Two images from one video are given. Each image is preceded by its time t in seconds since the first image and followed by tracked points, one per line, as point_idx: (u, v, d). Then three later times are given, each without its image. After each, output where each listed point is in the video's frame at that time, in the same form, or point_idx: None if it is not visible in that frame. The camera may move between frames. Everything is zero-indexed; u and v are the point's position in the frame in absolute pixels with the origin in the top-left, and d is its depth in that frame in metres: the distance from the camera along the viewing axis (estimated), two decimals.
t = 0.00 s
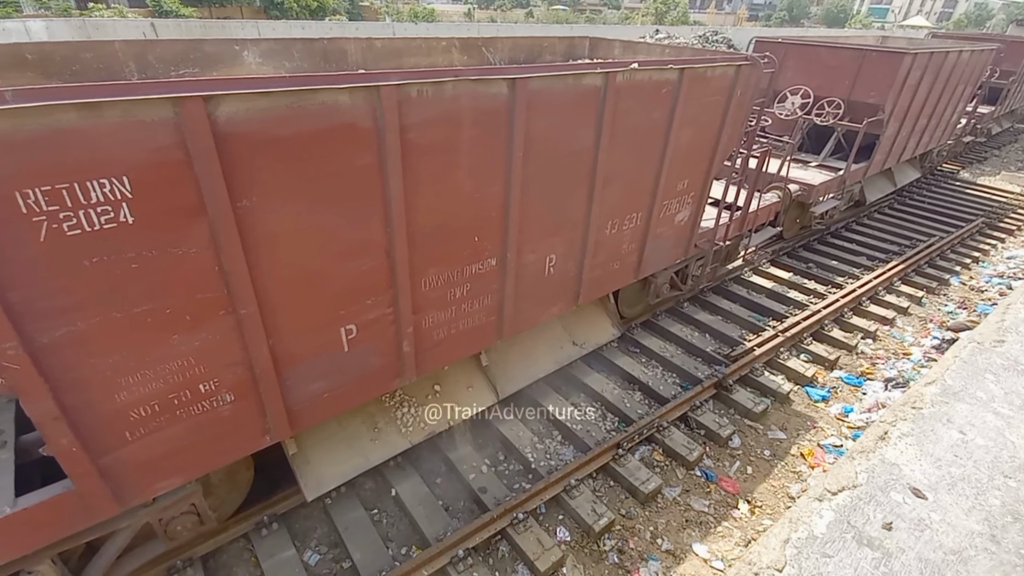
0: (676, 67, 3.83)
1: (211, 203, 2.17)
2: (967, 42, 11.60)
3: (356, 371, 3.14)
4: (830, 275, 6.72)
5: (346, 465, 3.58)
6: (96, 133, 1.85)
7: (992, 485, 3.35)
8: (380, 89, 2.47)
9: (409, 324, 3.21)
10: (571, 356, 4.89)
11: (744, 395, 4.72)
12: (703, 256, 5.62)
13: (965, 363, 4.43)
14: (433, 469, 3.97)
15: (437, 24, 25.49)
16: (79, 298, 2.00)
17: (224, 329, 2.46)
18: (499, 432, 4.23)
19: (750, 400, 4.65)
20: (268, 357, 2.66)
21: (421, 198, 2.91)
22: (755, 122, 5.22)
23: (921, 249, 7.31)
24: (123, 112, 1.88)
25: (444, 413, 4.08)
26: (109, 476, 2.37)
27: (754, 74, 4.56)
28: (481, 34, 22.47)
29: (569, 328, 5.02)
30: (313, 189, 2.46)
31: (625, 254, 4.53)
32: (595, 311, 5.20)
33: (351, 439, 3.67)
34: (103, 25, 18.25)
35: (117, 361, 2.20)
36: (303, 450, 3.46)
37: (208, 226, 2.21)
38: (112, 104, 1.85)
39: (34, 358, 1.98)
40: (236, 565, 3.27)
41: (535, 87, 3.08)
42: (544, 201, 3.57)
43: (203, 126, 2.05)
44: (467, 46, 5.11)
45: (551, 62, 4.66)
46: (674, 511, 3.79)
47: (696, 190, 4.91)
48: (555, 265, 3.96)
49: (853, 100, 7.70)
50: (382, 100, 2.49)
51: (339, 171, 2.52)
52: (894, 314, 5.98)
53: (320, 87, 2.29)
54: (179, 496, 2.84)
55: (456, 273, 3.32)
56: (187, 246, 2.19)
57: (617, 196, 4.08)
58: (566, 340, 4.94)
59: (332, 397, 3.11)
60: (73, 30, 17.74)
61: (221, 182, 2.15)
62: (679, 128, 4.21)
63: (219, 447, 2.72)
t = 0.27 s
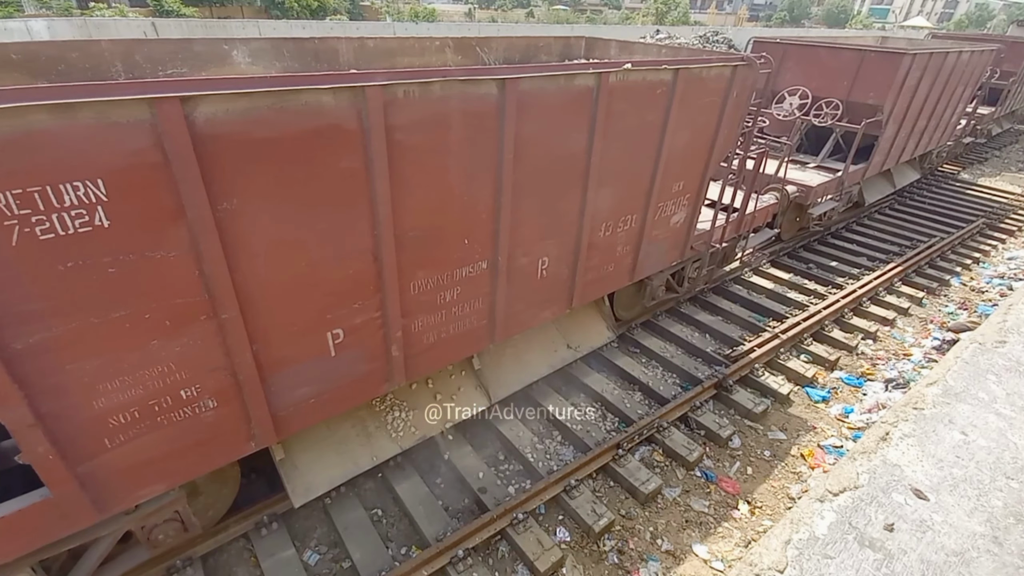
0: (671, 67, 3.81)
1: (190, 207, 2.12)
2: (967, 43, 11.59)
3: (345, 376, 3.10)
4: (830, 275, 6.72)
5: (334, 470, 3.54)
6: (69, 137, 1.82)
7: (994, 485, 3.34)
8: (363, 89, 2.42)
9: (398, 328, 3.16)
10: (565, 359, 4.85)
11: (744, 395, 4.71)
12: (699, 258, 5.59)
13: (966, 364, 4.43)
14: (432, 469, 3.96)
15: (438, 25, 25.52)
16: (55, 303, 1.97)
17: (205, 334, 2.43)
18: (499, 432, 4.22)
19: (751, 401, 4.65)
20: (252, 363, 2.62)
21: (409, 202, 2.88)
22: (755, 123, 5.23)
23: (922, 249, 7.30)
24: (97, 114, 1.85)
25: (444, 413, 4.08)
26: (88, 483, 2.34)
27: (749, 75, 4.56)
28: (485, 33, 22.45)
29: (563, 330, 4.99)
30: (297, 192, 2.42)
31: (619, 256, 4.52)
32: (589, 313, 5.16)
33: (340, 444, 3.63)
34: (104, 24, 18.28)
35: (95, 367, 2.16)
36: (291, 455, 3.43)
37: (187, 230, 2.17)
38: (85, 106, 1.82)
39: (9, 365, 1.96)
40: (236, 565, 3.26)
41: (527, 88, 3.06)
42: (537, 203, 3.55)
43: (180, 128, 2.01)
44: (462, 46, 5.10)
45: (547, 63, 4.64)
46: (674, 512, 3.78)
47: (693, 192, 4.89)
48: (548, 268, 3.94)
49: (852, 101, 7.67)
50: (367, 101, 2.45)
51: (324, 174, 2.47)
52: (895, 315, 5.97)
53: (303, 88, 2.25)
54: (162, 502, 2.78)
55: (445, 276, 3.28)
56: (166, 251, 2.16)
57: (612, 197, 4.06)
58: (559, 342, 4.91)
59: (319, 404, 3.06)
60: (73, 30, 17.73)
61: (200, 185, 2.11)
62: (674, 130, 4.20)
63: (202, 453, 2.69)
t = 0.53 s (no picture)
0: (666, 67, 3.81)
1: (169, 209, 2.10)
2: (968, 44, 11.58)
3: (331, 380, 3.08)
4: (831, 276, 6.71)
5: (323, 475, 3.50)
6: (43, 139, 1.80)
7: (996, 485, 3.34)
8: (347, 89, 2.40)
9: (386, 331, 3.15)
10: (559, 362, 4.80)
11: (745, 396, 4.70)
12: (696, 260, 5.57)
13: (968, 364, 4.42)
14: (433, 468, 3.95)
15: (441, 24, 25.55)
16: (30, 308, 1.94)
17: (186, 339, 2.40)
18: (499, 432, 4.22)
19: (751, 401, 4.64)
20: (235, 368, 2.60)
21: (396, 205, 2.86)
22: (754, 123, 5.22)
23: (923, 250, 7.30)
24: (70, 115, 1.83)
25: (444, 413, 4.07)
26: (66, 491, 2.31)
27: (746, 75, 4.56)
28: (486, 32, 22.49)
29: (557, 334, 4.94)
30: (279, 194, 2.40)
31: (614, 258, 4.51)
32: (584, 316, 5.11)
33: (328, 449, 3.59)
34: (105, 24, 18.33)
35: (72, 373, 2.13)
36: (278, 460, 3.39)
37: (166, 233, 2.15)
38: (57, 107, 1.80)
39: None
40: (236, 564, 3.26)
41: (518, 89, 3.05)
42: (529, 206, 3.54)
43: (157, 128, 1.98)
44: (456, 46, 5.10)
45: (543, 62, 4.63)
46: (674, 512, 3.78)
47: (689, 193, 4.88)
48: (541, 270, 3.92)
49: (852, 101, 7.67)
50: (351, 101, 2.43)
51: (308, 176, 2.45)
52: (895, 315, 5.97)
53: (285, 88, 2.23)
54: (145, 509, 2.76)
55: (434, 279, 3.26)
56: (144, 254, 2.13)
57: (607, 198, 4.06)
58: (553, 346, 4.86)
59: (305, 408, 3.04)
60: (74, 29, 17.75)
61: (178, 187, 2.08)
62: (670, 130, 4.19)
63: (185, 459, 2.65)
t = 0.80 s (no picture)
0: (660, 68, 3.81)
1: (147, 212, 2.09)
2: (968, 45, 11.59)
3: (318, 384, 3.07)
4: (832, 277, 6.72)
5: (310, 480, 3.42)
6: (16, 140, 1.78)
7: (996, 485, 3.34)
8: (332, 90, 2.40)
9: (374, 336, 3.15)
10: (554, 365, 4.72)
11: (745, 396, 4.71)
12: (692, 262, 5.57)
13: (968, 364, 4.42)
14: (433, 468, 3.95)
15: (443, 24, 25.62)
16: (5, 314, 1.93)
17: (167, 344, 2.38)
18: (499, 432, 4.22)
19: (752, 402, 4.64)
20: (218, 373, 2.59)
21: (384, 209, 2.86)
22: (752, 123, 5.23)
23: (924, 251, 7.30)
24: (43, 116, 1.81)
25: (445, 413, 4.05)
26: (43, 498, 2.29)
27: (742, 76, 4.56)
28: (488, 32, 22.54)
29: (552, 336, 4.86)
30: (261, 198, 2.39)
31: (608, 261, 4.51)
32: (580, 319, 5.04)
33: (316, 453, 3.50)
34: (105, 23, 18.35)
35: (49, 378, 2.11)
36: (264, 465, 3.31)
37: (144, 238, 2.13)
38: (30, 107, 1.78)
39: None
40: (236, 564, 3.26)
41: (508, 90, 3.06)
42: (520, 208, 3.54)
43: (133, 130, 1.97)
44: (450, 46, 5.10)
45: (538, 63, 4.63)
46: (674, 512, 3.78)
47: (684, 195, 4.88)
48: (533, 273, 3.92)
49: (851, 103, 7.67)
50: (335, 102, 2.43)
51: (291, 179, 2.45)
52: (896, 316, 5.97)
53: (267, 88, 2.22)
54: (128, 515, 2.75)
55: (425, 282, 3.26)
56: (122, 258, 2.11)
57: (600, 199, 4.06)
58: (548, 349, 4.79)
59: (290, 413, 3.03)
60: (74, 28, 17.75)
61: (156, 189, 2.07)
62: (664, 131, 4.19)
63: (166, 465, 2.63)
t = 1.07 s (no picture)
0: (653, 70, 3.81)
1: (121, 216, 2.09)
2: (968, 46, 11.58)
3: (302, 388, 3.07)
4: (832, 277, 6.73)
5: (297, 486, 3.42)
6: None
7: (994, 486, 3.34)
8: (315, 91, 2.40)
9: (361, 340, 3.16)
10: (546, 369, 4.71)
11: (745, 397, 4.71)
12: (688, 264, 5.56)
13: (968, 365, 4.43)
14: (434, 468, 3.95)
15: (444, 24, 25.66)
16: None
17: (144, 349, 2.38)
18: (499, 432, 4.23)
19: (751, 402, 4.65)
20: (198, 378, 2.59)
21: (371, 212, 2.86)
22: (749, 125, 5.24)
23: (925, 252, 7.30)
24: (11, 119, 1.81)
25: (444, 413, 4.07)
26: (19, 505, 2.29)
27: (738, 77, 4.55)
28: (489, 31, 22.57)
29: (545, 339, 4.85)
30: (240, 202, 2.39)
31: (602, 263, 4.52)
32: (573, 322, 5.03)
33: (303, 458, 3.50)
34: (105, 22, 18.35)
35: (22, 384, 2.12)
36: (251, 471, 3.31)
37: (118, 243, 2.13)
38: None
39: None
40: (235, 563, 3.27)
41: (497, 91, 3.06)
42: (511, 211, 3.55)
43: (106, 133, 1.97)
44: (442, 46, 5.10)
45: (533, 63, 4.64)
46: (674, 512, 3.78)
47: (679, 197, 4.88)
48: (524, 276, 3.92)
49: (849, 104, 7.68)
50: (316, 103, 2.43)
51: (272, 183, 2.45)
52: (896, 317, 5.97)
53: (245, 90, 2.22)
54: (108, 523, 2.74)
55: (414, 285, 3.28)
56: (96, 263, 2.11)
57: (593, 200, 4.06)
58: (541, 352, 4.78)
59: (273, 417, 3.03)
60: (74, 28, 17.75)
61: (130, 193, 2.07)
62: (658, 133, 4.19)
63: (145, 471, 2.63)
